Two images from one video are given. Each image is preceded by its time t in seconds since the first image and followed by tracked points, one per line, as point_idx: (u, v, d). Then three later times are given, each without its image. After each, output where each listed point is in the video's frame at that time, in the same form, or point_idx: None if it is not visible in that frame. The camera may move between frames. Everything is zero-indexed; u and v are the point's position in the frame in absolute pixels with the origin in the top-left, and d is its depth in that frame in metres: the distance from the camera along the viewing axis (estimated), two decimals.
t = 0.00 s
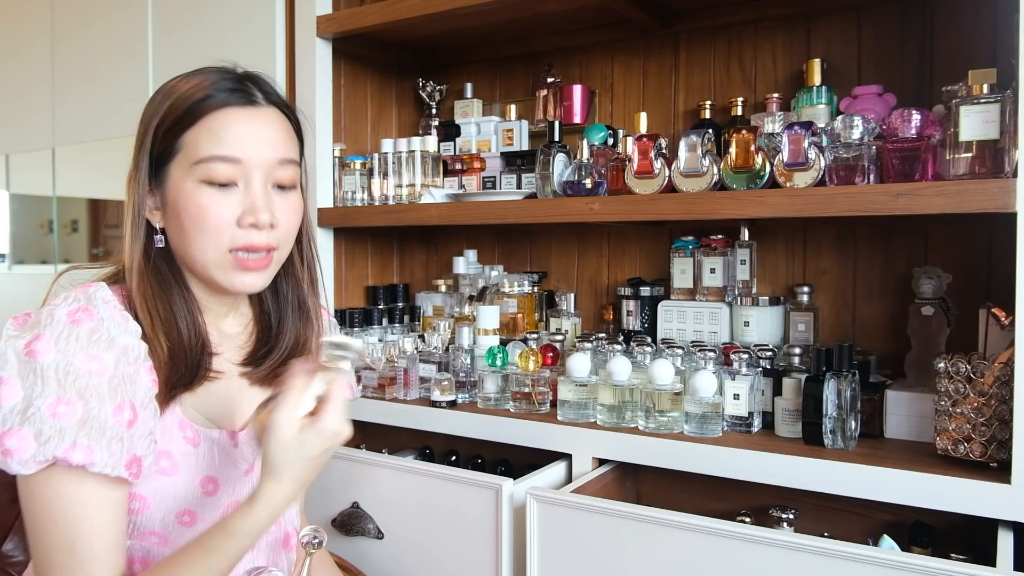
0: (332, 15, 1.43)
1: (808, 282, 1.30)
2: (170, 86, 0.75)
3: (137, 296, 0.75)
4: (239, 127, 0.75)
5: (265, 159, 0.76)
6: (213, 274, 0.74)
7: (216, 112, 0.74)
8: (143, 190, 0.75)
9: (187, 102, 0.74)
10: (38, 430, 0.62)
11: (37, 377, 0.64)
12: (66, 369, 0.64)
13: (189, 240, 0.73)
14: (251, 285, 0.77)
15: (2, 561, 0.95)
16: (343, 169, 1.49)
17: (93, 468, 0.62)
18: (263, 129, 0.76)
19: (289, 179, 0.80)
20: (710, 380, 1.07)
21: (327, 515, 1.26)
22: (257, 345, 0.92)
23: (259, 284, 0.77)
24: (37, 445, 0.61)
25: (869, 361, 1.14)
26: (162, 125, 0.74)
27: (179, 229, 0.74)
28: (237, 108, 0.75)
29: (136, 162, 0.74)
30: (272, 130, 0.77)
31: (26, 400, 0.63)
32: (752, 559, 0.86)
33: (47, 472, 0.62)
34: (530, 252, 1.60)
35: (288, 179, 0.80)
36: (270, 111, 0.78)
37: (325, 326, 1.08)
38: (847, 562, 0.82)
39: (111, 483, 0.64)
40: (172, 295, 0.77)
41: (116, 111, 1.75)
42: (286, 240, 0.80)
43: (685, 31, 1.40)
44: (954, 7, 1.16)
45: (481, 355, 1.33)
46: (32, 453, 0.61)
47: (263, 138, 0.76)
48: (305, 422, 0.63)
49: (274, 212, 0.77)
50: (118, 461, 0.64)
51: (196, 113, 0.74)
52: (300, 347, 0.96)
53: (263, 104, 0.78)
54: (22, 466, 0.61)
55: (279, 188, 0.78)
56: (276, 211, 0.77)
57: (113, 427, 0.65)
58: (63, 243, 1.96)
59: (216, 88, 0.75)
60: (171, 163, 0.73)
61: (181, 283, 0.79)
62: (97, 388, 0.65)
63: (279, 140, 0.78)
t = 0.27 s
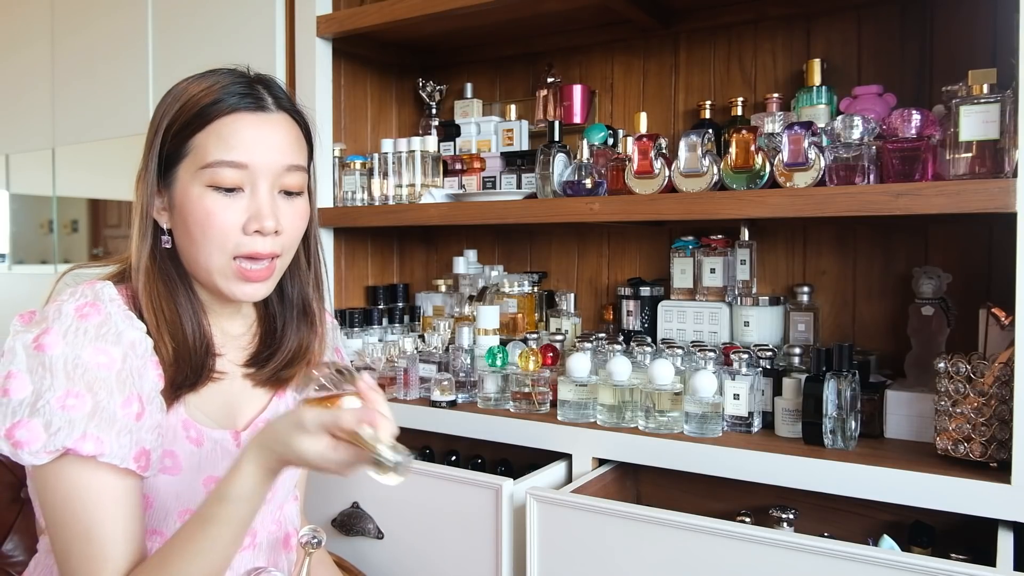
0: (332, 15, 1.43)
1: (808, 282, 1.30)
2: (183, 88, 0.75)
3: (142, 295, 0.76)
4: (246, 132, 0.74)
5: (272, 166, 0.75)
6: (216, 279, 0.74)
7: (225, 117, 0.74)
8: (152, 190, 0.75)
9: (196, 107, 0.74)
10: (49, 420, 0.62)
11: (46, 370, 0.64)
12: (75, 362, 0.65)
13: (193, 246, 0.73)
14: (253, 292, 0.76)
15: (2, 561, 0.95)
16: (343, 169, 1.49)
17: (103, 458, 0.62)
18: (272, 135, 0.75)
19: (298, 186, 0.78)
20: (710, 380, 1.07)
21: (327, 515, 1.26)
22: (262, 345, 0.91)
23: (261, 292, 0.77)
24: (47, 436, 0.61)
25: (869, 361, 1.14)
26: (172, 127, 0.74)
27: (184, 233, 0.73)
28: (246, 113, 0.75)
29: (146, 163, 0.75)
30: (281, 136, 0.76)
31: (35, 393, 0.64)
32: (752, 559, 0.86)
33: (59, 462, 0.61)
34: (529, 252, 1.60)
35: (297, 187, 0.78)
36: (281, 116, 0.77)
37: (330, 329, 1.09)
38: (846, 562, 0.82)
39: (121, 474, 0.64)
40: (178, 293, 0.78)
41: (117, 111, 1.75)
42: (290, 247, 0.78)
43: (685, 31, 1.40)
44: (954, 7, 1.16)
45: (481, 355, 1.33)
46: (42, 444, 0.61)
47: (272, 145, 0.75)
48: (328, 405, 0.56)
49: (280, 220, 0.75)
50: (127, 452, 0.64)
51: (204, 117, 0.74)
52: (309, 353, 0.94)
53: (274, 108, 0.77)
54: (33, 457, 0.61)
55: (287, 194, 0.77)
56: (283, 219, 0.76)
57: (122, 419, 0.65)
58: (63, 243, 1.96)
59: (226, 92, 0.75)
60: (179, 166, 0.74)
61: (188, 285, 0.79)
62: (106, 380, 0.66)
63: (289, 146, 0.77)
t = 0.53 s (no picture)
0: (332, 15, 1.43)
1: (808, 282, 1.30)
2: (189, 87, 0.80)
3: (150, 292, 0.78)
4: (242, 124, 0.77)
5: (263, 158, 0.77)
6: (208, 270, 0.75)
7: (220, 107, 0.77)
8: (158, 186, 0.78)
9: (195, 100, 0.78)
10: (59, 419, 0.65)
11: (56, 370, 0.67)
12: (86, 362, 0.69)
13: (186, 237, 0.75)
14: (245, 284, 0.76)
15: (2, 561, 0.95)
16: (343, 169, 1.49)
17: (113, 456, 0.66)
18: (266, 128, 0.79)
19: (292, 181, 0.80)
20: (710, 380, 1.07)
21: (327, 514, 1.26)
22: (272, 352, 0.94)
23: (253, 284, 0.77)
24: (58, 434, 0.64)
25: (868, 361, 1.14)
26: (175, 121, 0.78)
27: (179, 225, 0.75)
28: (242, 105, 0.78)
29: (152, 158, 0.79)
30: (276, 128, 0.79)
31: (46, 392, 0.66)
32: (752, 559, 0.86)
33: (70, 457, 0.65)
34: (530, 252, 1.60)
35: (292, 181, 0.80)
36: (277, 110, 0.81)
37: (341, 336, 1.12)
38: (847, 562, 0.82)
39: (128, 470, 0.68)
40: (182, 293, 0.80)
41: (118, 111, 1.75)
42: (284, 244, 0.79)
43: (685, 31, 1.40)
44: (955, 7, 1.16)
45: (481, 355, 1.33)
46: (53, 442, 0.64)
47: (266, 137, 0.78)
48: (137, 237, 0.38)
49: (269, 213, 0.76)
50: (136, 450, 0.68)
51: (202, 109, 0.77)
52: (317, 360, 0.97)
53: (272, 103, 0.81)
54: (44, 454, 0.64)
55: (281, 188, 0.79)
56: (273, 212, 0.77)
57: (131, 418, 0.69)
58: (63, 243, 1.95)
59: (227, 85, 0.79)
60: (176, 156, 0.77)
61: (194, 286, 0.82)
62: (116, 381, 0.69)
63: (283, 140, 0.80)
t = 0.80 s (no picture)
0: (332, 15, 1.43)
1: (808, 282, 1.30)
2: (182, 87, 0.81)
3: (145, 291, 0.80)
4: (232, 119, 0.78)
5: (254, 152, 0.78)
6: (201, 264, 0.74)
7: (210, 104, 0.78)
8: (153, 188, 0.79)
9: (186, 98, 0.78)
10: (41, 424, 0.65)
11: (41, 374, 0.67)
12: (71, 366, 0.69)
13: (181, 235, 0.75)
14: (239, 277, 0.75)
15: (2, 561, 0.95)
16: (343, 169, 1.50)
17: (94, 462, 0.66)
18: (257, 123, 0.79)
19: (285, 175, 0.80)
20: (710, 380, 1.07)
21: (326, 515, 1.26)
22: (268, 355, 0.94)
23: (248, 278, 0.76)
24: (39, 439, 0.64)
25: (868, 361, 1.14)
26: (168, 120, 0.79)
27: (173, 222, 0.76)
28: (233, 101, 0.79)
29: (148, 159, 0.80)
30: (267, 123, 0.79)
31: (29, 397, 0.66)
32: (752, 559, 0.86)
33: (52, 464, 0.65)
34: (530, 252, 1.60)
35: (285, 175, 0.80)
36: (268, 107, 0.81)
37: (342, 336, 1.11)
38: (846, 562, 0.82)
39: (112, 478, 0.68)
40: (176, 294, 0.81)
41: (118, 111, 1.75)
42: (278, 238, 0.78)
43: (685, 31, 1.40)
44: (954, 7, 1.16)
45: (481, 355, 1.33)
46: (33, 447, 0.64)
47: (257, 132, 0.78)
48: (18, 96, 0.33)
49: (260, 206, 0.76)
50: (119, 454, 0.67)
51: (194, 106, 0.78)
52: (313, 361, 0.96)
53: (263, 99, 0.81)
54: (25, 460, 0.64)
55: (274, 182, 0.79)
56: (265, 205, 0.77)
57: (115, 422, 0.69)
58: (63, 243, 1.95)
59: (218, 83, 0.80)
60: (169, 154, 0.77)
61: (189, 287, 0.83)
62: (100, 385, 0.69)
63: (274, 134, 0.80)
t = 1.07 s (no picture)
0: (332, 15, 1.43)
1: (808, 282, 1.30)
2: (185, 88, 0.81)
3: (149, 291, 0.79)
4: (237, 118, 0.78)
5: (260, 151, 0.78)
6: (206, 264, 0.74)
7: (215, 104, 0.78)
8: (156, 188, 0.79)
9: (190, 98, 0.78)
10: (46, 422, 0.65)
11: (46, 372, 0.67)
12: (76, 365, 0.68)
13: (185, 234, 0.75)
14: (246, 276, 0.75)
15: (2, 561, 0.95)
16: (343, 169, 1.49)
17: (99, 461, 0.66)
18: (262, 122, 0.79)
19: (290, 174, 0.81)
20: (710, 380, 1.07)
21: (327, 515, 1.26)
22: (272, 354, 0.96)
23: (255, 277, 0.76)
24: (43, 438, 0.64)
25: (868, 361, 1.14)
26: (172, 120, 0.78)
27: (178, 221, 0.75)
28: (238, 101, 0.79)
29: (151, 159, 0.79)
30: (271, 123, 0.80)
31: (35, 395, 0.66)
32: (752, 559, 0.86)
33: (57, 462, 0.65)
34: (530, 252, 1.60)
35: (290, 175, 0.81)
36: (273, 107, 0.81)
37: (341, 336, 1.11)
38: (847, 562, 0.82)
39: (118, 477, 0.68)
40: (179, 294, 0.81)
41: (118, 111, 1.75)
42: (284, 237, 0.78)
43: (685, 31, 1.40)
44: (954, 7, 1.16)
45: (481, 355, 1.33)
46: (38, 446, 0.64)
47: (262, 131, 0.79)
48: None
49: (267, 204, 0.76)
50: (123, 454, 0.67)
51: (198, 107, 0.78)
52: (315, 360, 0.97)
53: (267, 99, 0.82)
54: (30, 458, 0.64)
55: (279, 182, 0.79)
56: (272, 204, 0.77)
57: (119, 421, 0.68)
58: (63, 242, 1.95)
59: (222, 83, 0.80)
60: (174, 154, 0.77)
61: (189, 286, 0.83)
62: (105, 384, 0.69)
63: (278, 134, 0.80)
